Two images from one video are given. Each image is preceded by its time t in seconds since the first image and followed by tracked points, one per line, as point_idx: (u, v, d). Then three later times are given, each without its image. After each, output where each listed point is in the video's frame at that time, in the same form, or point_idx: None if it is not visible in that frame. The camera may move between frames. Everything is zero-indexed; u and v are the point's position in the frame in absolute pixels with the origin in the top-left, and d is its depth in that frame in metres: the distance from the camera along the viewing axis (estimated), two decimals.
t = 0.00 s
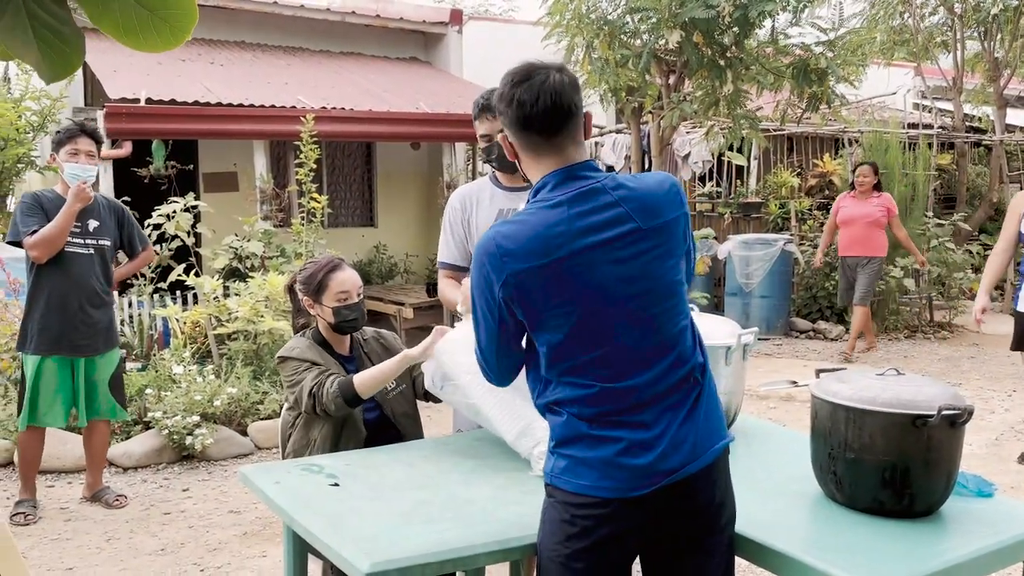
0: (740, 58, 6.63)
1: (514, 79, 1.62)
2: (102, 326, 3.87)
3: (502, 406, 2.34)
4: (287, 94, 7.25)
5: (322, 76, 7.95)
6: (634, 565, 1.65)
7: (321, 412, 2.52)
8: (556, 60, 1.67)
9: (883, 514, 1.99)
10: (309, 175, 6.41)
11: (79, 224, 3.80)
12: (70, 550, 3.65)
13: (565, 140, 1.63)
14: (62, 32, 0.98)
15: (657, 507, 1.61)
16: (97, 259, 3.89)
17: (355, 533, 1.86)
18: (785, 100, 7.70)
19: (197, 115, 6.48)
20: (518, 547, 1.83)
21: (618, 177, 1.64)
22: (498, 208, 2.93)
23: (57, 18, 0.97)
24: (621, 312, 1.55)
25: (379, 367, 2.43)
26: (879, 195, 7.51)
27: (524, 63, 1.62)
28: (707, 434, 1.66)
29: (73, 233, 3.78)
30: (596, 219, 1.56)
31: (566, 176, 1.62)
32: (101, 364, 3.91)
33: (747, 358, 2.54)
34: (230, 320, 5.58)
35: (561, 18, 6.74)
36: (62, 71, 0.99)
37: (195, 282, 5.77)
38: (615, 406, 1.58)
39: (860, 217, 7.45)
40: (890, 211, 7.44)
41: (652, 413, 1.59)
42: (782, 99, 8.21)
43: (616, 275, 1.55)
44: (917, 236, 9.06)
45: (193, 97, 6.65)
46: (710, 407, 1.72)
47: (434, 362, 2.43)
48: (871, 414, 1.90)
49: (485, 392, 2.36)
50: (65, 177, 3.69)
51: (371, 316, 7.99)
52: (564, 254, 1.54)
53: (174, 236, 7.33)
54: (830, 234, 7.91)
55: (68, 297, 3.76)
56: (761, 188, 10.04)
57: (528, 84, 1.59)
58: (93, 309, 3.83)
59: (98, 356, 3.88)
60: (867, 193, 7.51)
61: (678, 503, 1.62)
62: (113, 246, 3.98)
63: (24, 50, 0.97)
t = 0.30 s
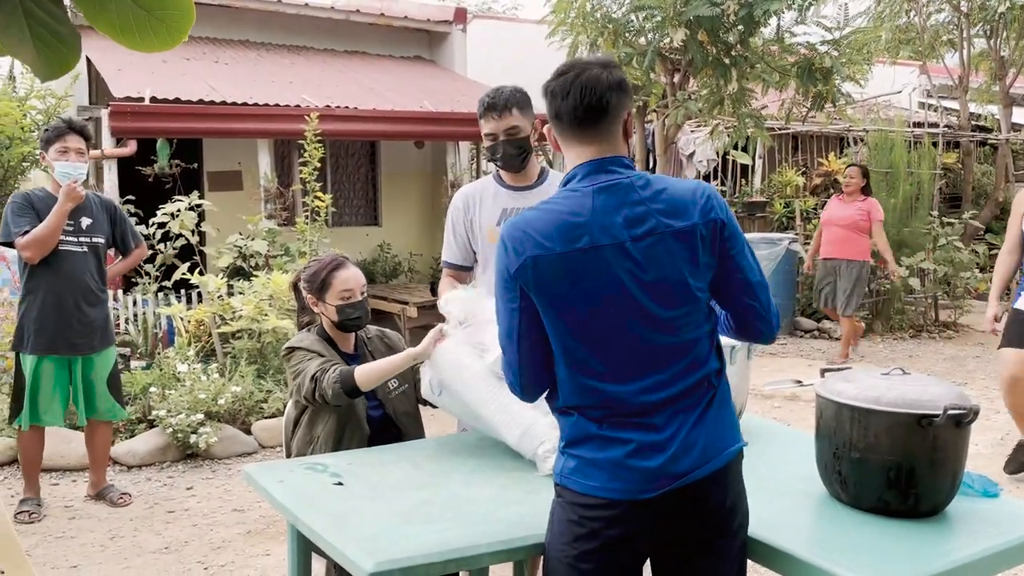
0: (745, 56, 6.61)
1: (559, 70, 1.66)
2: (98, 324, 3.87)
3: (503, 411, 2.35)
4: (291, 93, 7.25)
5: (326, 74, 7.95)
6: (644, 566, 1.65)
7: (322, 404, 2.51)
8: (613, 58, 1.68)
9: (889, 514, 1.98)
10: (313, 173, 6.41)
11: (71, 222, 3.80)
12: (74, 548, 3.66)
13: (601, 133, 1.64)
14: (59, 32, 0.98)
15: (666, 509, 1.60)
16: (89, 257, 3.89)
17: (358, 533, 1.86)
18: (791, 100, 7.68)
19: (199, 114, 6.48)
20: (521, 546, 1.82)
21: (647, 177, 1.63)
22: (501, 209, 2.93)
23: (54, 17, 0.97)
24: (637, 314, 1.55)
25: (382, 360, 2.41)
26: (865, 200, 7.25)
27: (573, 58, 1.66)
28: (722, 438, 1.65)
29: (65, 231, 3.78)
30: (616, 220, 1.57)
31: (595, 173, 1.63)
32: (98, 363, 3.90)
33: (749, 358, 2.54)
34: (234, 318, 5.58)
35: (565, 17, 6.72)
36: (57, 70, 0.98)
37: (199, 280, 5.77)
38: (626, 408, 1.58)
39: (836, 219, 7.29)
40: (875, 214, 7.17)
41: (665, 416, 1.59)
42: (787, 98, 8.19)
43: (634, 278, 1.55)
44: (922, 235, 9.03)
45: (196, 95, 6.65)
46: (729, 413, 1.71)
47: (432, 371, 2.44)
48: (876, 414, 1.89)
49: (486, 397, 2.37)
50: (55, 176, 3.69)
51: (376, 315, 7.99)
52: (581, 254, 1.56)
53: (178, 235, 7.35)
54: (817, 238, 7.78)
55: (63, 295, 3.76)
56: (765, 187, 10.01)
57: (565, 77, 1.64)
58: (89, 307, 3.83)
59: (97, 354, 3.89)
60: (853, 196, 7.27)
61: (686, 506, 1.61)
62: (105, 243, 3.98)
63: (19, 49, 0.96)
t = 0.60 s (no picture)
0: (748, 55, 6.62)
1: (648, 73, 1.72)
2: (101, 322, 3.89)
3: (508, 410, 2.33)
4: (295, 92, 7.25)
5: (330, 73, 7.96)
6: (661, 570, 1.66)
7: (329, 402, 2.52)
8: (705, 67, 1.73)
9: (894, 514, 1.98)
10: (317, 172, 6.42)
11: (71, 222, 3.81)
12: (78, 545, 3.67)
13: (679, 132, 1.67)
14: (46, 29, 1.09)
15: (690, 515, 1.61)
16: (90, 256, 3.90)
17: (366, 531, 1.86)
18: (795, 98, 7.66)
19: (202, 113, 6.49)
20: (527, 546, 1.83)
21: (703, 180, 1.64)
22: (501, 208, 2.93)
23: (42, 18, 1.09)
24: (672, 314, 1.57)
25: (386, 359, 2.41)
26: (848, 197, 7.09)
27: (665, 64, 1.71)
28: (745, 452, 1.65)
29: (67, 230, 3.79)
30: (663, 219, 1.58)
31: (654, 168, 1.65)
32: (101, 361, 3.91)
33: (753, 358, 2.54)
34: (238, 317, 5.60)
35: (568, 15, 6.71)
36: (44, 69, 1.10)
37: (202, 279, 5.78)
38: (652, 408, 1.60)
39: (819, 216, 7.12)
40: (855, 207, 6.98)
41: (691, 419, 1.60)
42: (791, 97, 8.19)
43: (674, 278, 1.57)
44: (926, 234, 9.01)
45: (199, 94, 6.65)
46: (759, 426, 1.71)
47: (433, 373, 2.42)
48: (881, 412, 1.89)
49: (489, 397, 2.36)
50: (55, 175, 3.70)
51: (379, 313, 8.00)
52: (623, 249, 1.58)
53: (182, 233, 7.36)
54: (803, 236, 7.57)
55: (66, 294, 3.78)
56: (769, 186, 10.00)
57: (651, 79, 1.68)
58: (92, 306, 3.84)
59: (100, 352, 3.90)
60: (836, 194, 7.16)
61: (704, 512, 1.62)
62: (106, 241, 3.99)
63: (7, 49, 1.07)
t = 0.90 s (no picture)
0: (750, 55, 6.62)
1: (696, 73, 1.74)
2: (105, 321, 3.90)
3: (506, 412, 2.34)
4: (297, 91, 7.26)
5: (333, 72, 7.97)
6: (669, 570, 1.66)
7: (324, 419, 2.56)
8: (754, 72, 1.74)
9: (898, 512, 1.98)
10: (320, 171, 6.42)
11: (74, 220, 3.82)
12: (82, 543, 3.68)
13: (717, 132, 1.68)
14: (33, 23, 1.30)
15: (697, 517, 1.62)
16: (93, 254, 3.91)
17: (372, 529, 1.87)
18: (798, 97, 7.65)
19: (204, 111, 6.50)
20: (531, 544, 1.83)
21: (734, 178, 1.64)
22: (501, 206, 2.94)
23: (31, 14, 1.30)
24: (693, 309, 1.57)
25: (378, 379, 2.45)
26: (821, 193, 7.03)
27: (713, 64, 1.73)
28: (758, 454, 1.65)
29: (69, 229, 3.80)
30: (690, 215, 1.59)
31: (686, 162, 1.66)
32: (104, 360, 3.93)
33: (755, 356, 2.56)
34: (242, 316, 5.61)
35: (571, 15, 6.68)
36: (36, 60, 1.32)
37: (206, 277, 5.80)
38: (669, 403, 1.60)
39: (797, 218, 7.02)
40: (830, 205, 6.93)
41: (708, 418, 1.60)
42: (794, 95, 8.18)
43: (698, 274, 1.57)
44: (929, 233, 9.00)
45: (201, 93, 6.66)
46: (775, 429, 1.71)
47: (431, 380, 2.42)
48: (884, 411, 1.90)
49: (489, 400, 2.36)
50: (56, 174, 3.71)
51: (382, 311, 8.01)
52: (647, 243, 1.59)
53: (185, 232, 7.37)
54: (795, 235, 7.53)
55: (70, 293, 3.78)
56: (772, 186, 9.98)
57: (697, 77, 1.70)
58: (96, 305, 3.86)
59: (105, 351, 3.91)
60: (808, 191, 7.09)
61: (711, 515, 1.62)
62: (108, 240, 4.00)
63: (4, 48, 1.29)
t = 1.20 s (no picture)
0: (753, 53, 6.60)
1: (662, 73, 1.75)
2: (106, 320, 3.90)
3: (509, 410, 2.34)
4: (298, 89, 7.25)
5: (334, 70, 7.96)
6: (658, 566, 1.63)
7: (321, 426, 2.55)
8: (719, 66, 1.74)
9: (899, 511, 1.98)
10: (321, 169, 6.42)
11: (74, 219, 3.82)
12: (85, 541, 3.68)
13: (687, 129, 1.69)
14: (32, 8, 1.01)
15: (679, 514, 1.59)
16: (94, 253, 3.91)
17: (373, 528, 1.86)
18: (800, 95, 7.65)
19: (205, 110, 6.50)
20: (532, 542, 1.83)
21: (704, 171, 1.64)
22: (505, 204, 2.94)
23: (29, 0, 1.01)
24: (654, 302, 1.57)
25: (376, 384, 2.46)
26: (804, 192, 7.02)
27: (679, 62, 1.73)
28: (739, 451, 1.59)
29: (70, 228, 3.80)
30: (655, 212, 1.59)
31: (657, 161, 1.67)
32: (106, 358, 3.93)
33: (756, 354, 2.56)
34: (243, 314, 5.61)
35: (573, 13, 6.68)
36: (36, 49, 1.03)
37: (207, 276, 5.80)
38: (637, 398, 1.60)
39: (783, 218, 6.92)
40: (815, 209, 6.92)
41: (674, 415, 1.58)
42: (795, 94, 8.18)
43: (660, 270, 1.56)
44: (930, 232, 9.01)
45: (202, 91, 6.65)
46: (760, 427, 1.65)
47: (430, 382, 2.40)
48: (885, 409, 1.90)
49: (490, 397, 2.36)
50: (56, 173, 3.70)
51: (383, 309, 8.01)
52: (610, 240, 1.61)
53: (185, 230, 7.37)
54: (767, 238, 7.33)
55: (71, 292, 3.78)
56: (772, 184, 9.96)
57: (663, 77, 1.71)
58: (98, 303, 3.86)
59: (106, 349, 3.91)
60: (790, 191, 7.05)
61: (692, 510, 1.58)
62: (109, 239, 4.00)
63: None
